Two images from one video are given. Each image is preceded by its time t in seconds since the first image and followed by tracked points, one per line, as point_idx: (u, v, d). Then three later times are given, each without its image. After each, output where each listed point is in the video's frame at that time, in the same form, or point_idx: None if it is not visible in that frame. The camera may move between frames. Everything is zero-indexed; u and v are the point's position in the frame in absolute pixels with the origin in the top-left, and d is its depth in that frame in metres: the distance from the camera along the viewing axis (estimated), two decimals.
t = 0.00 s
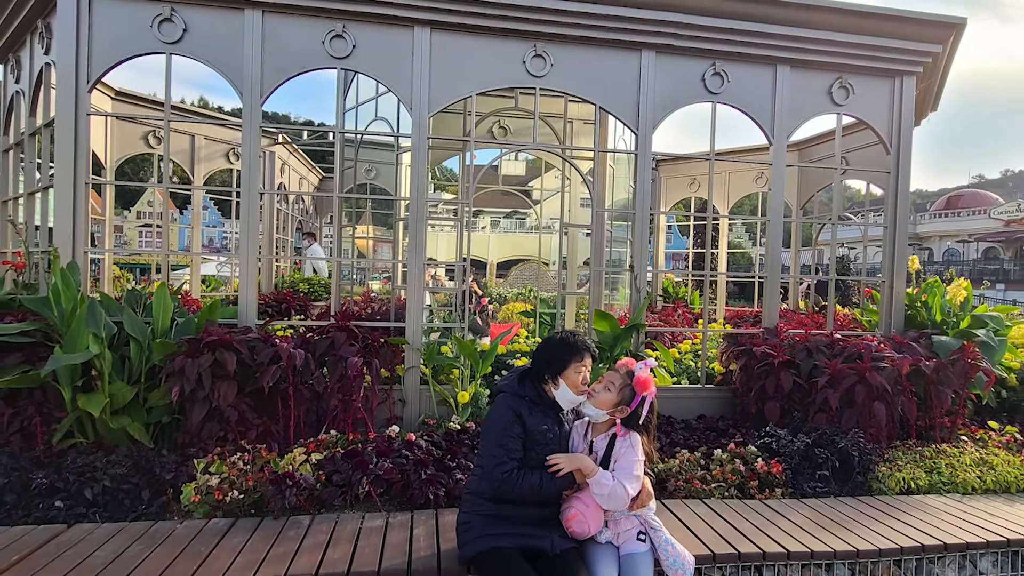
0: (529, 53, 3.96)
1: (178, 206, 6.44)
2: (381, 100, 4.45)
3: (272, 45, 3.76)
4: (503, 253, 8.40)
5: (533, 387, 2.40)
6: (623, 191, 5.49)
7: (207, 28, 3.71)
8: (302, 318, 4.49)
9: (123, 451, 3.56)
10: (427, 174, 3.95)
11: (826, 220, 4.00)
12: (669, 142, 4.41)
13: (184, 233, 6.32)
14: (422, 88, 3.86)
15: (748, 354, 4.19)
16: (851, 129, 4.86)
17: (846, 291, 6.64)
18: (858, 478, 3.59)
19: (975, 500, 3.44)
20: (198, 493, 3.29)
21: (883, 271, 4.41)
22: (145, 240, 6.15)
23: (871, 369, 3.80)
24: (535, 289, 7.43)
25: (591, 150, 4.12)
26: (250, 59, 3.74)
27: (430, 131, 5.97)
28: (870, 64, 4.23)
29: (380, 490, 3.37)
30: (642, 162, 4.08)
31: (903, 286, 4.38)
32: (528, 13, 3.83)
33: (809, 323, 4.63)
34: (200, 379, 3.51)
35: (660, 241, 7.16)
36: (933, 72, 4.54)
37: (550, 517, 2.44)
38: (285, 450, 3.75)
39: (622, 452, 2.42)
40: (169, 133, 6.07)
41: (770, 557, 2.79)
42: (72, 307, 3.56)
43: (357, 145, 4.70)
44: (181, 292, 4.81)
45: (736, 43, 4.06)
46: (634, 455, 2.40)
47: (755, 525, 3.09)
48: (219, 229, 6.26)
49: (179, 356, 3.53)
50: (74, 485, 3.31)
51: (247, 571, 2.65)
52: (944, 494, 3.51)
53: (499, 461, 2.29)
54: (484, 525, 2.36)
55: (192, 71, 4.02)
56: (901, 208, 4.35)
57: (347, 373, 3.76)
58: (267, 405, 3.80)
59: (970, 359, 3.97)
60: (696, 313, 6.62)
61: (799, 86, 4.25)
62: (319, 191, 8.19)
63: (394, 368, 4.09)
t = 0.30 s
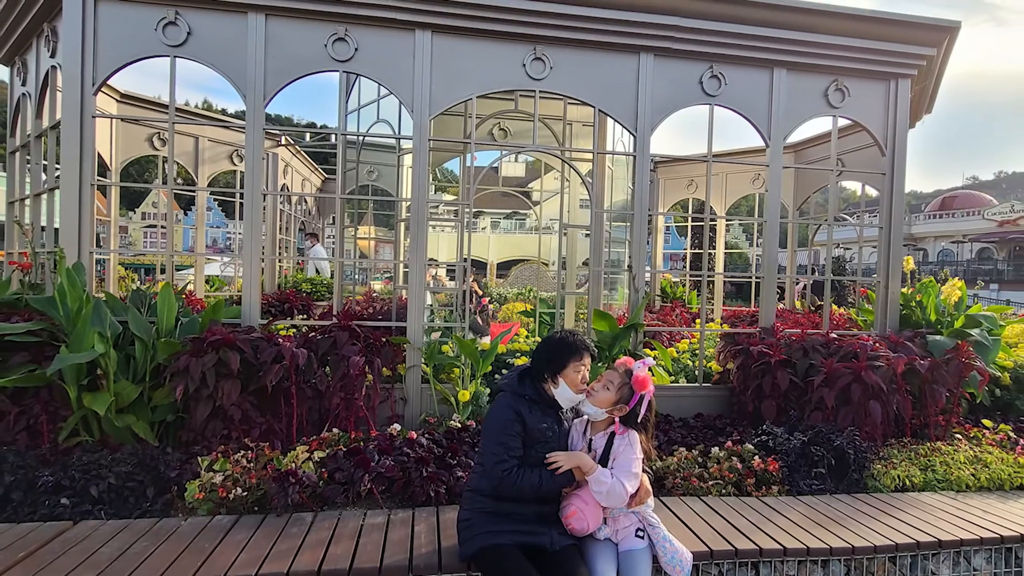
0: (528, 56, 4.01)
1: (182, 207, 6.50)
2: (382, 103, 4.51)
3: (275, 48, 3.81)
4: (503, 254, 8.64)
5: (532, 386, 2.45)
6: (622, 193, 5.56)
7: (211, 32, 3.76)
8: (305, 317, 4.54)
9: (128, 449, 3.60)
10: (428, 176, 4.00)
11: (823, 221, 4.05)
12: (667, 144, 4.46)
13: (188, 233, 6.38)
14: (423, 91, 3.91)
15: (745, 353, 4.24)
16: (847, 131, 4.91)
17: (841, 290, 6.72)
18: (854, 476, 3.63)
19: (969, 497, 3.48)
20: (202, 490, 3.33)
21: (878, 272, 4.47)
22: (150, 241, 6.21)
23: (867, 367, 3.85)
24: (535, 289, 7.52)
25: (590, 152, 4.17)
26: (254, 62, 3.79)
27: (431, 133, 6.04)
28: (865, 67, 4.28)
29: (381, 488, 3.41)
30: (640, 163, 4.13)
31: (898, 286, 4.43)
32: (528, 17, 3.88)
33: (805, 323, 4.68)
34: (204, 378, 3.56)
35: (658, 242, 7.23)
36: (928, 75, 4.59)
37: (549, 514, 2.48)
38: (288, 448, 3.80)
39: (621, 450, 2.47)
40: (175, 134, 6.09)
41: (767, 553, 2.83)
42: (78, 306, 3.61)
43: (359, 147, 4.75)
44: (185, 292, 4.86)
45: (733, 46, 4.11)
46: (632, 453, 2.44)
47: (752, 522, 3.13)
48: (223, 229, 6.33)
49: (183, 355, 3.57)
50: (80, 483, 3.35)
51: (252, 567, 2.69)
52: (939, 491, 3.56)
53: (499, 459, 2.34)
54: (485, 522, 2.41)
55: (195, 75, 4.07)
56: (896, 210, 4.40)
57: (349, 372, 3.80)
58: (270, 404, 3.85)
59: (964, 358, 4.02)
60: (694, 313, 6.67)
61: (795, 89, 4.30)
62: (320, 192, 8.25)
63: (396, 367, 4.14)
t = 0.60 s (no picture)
0: (528, 59, 4.06)
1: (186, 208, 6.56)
2: (384, 105, 4.57)
3: (278, 52, 3.86)
4: (503, 254, 8.84)
5: (532, 384, 2.50)
6: (620, 194, 5.63)
7: (215, 35, 3.81)
8: (307, 317, 4.60)
9: (133, 447, 3.65)
10: (429, 177, 4.05)
11: (819, 222, 4.10)
12: (665, 146, 4.51)
13: (192, 234, 6.43)
14: (425, 93, 3.96)
15: (742, 352, 4.30)
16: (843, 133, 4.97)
17: (837, 290, 6.78)
18: (850, 473, 3.68)
19: (963, 494, 3.53)
20: (206, 488, 3.38)
21: (873, 272, 4.52)
22: (154, 242, 6.27)
23: (862, 366, 3.90)
24: (535, 289, 7.59)
25: (589, 153, 4.22)
26: (257, 65, 3.84)
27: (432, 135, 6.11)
28: (860, 70, 4.33)
29: (383, 485, 3.46)
30: (639, 165, 4.18)
31: (893, 286, 4.48)
32: (528, 20, 3.93)
33: (801, 322, 4.73)
34: (208, 376, 3.60)
35: (656, 243, 7.29)
36: (922, 77, 4.65)
37: (549, 511, 2.53)
38: (290, 445, 3.85)
39: (619, 448, 2.51)
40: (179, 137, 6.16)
41: (763, 550, 2.88)
42: (83, 306, 3.66)
43: (361, 149, 4.81)
44: (189, 291, 4.91)
45: (729, 49, 4.16)
46: (631, 451, 2.49)
47: (749, 518, 3.18)
48: (226, 230, 6.39)
49: (187, 355, 3.62)
50: (86, 480, 3.39)
51: (256, 563, 2.73)
52: (933, 488, 3.61)
53: (499, 457, 2.38)
54: (485, 518, 2.45)
55: (200, 78, 4.13)
56: (891, 211, 4.46)
57: (351, 371, 3.85)
58: (273, 403, 3.90)
59: (958, 357, 4.08)
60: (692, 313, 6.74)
61: (792, 91, 4.35)
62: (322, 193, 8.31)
63: (397, 366, 4.19)
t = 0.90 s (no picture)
0: (528, 62, 4.11)
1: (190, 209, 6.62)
2: (386, 108, 4.63)
3: (281, 55, 3.91)
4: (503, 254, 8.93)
5: (532, 383, 2.55)
6: (619, 195, 5.70)
7: (218, 38, 3.86)
8: (310, 317, 4.65)
9: (138, 445, 3.69)
10: (430, 179, 4.10)
11: (815, 223, 4.15)
12: (663, 148, 4.56)
13: (196, 235, 6.50)
14: (426, 96, 4.01)
15: (739, 352, 4.36)
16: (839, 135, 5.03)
17: (832, 290, 6.86)
18: (845, 471, 3.73)
19: (957, 492, 3.58)
20: (210, 485, 3.43)
21: (868, 272, 4.58)
22: (159, 242, 6.33)
23: (857, 366, 3.95)
24: (534, 289, 7.67)
25: (588, 155, 4.27)
26: (261, 68, 3.89)
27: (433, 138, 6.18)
28: (856, 73, 4.38)
29: (385, 482, 3.51)
30: (637, 166, 4.23)
31: (888, 286, 4.54)
32: (528, 24, 3.98)
33: (798, 322, 4.78)
34: (212, 375, 3.65)
35: (655, 243, 7.36)
36: (917, 80, 4.71)
37: (548, 508, 2.58)
38: (293, 444, 3.91)
39: (618, 445, 2.56)
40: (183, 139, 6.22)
41: (760, 546, 2.92)
42: (89, 306, 3.71)
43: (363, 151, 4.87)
44: (193, 291, 4.97)
45: (727, 52, 4.21)
46: (629, 449, 2.54)
47: (746, 515, 3.23)
48: (230, 231, 6.45)
49: (192, 354, 3.66)
50: (92, 478, 3.44)
51: (259, 559, 2.77)
52: (928, 485, 3.66)
53: (499, 455, 2.44)
54: (485, 515, 2.50)
55: (204, 80, 4.16)
56: (886, 212, 4.51)
57: (353, 370, 3.90)
58: (276, 401, 3.94)
59: (952, 356, 4.13)
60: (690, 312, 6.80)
61: (789, 94, 4.41)
62: (323, 194, 8.38)
63: (399, 365, 4.25)
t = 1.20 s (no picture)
0: (528, 65, 4.16)
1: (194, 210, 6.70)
2: (387, 110, 4.70)
3: (284, 58, 3.97)
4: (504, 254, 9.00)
5: (532, 382, 2.61)
6: (617, 197, 5.77)
7: (222, 41, 3.91)
8: (313, 316, 4.71)
9: (143, 443, 3.74)
10: (431, 179, 4.11)
11: (811, 224, 4.20)
12: (662, 150, 4.61)
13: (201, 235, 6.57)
14: (427, 98, 4.07)
15: (736, 351, 4.42)
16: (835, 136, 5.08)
17: (828, 289, 6.93)
18: (841, 468, 3.78)
19: (951, 489, 3.63)
20: (214, 483, 3.47)
21: (864, 272, 4.63)
22: (164, 243, 6.39)
23: (853, 364, 4.01)
24: (534, 288, 7.74)
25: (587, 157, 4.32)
26: (264, 71, 3.94)
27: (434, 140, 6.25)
28: (852, 75, 4.44)
29: (387, 480, 3.56)
30: (636, 168, 4.28)
31: (883, 286, 4.59)
32: (528, 27, 4.04)
33: (794, 321, 4.84)
34: (216, 374, 3.70)
35: (653, 244, 7.43)
36: (912, 83, 4.76)
37: (547, 505, 2.62)
38: (296, 441, 3.96)
39: (616, 443, 2.62)
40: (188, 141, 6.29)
41: (757, 543, 2.96)
42: (95, 305, 3.76)
43: (366, 152, 4.93)
44: (197, 291, 5.02)
45: (724, 56, 4.27)
46: (627, 446, 2.59)
47: (743, 512, 3.28)
48: (234, 232, 6.52)
49: (196, 353, 3.71)
50: (97, 475, 3.49)
51: (262, 555, 2.82)
52: (922, 483, 3.71)
53: (499, 453, 2.49)
54: (486, 512, 2.56)
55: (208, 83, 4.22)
56: (881, 213, 4.57)
57: (356, 368, 3.96)
58: (279, 400, 4.00)
59: (947, 355, 4.18)
60: (688, 313, 6.86)
61: (785, 96, 4.46)
62: (325, 195, 8.45)
63: (400, 364, 4.31)
